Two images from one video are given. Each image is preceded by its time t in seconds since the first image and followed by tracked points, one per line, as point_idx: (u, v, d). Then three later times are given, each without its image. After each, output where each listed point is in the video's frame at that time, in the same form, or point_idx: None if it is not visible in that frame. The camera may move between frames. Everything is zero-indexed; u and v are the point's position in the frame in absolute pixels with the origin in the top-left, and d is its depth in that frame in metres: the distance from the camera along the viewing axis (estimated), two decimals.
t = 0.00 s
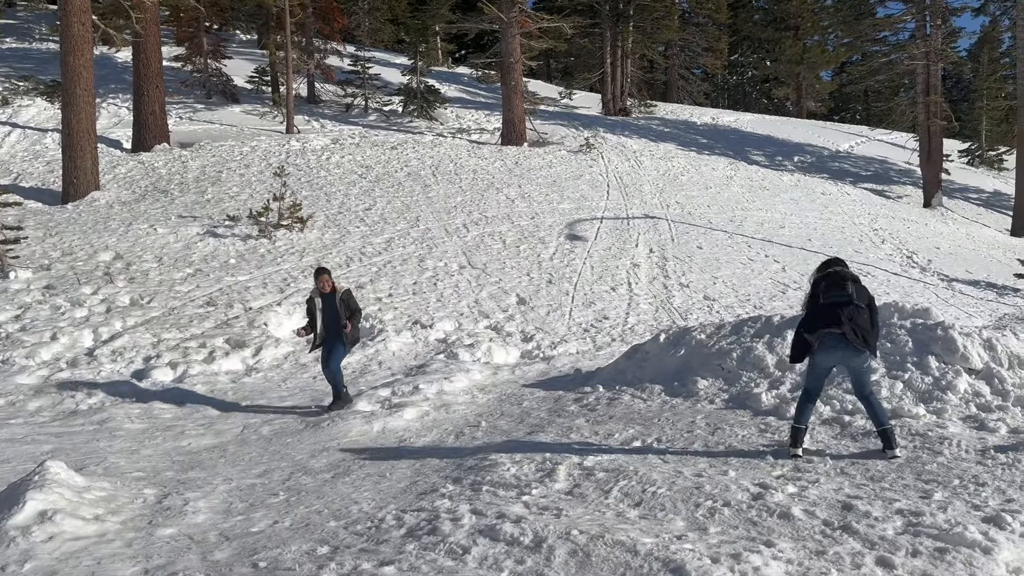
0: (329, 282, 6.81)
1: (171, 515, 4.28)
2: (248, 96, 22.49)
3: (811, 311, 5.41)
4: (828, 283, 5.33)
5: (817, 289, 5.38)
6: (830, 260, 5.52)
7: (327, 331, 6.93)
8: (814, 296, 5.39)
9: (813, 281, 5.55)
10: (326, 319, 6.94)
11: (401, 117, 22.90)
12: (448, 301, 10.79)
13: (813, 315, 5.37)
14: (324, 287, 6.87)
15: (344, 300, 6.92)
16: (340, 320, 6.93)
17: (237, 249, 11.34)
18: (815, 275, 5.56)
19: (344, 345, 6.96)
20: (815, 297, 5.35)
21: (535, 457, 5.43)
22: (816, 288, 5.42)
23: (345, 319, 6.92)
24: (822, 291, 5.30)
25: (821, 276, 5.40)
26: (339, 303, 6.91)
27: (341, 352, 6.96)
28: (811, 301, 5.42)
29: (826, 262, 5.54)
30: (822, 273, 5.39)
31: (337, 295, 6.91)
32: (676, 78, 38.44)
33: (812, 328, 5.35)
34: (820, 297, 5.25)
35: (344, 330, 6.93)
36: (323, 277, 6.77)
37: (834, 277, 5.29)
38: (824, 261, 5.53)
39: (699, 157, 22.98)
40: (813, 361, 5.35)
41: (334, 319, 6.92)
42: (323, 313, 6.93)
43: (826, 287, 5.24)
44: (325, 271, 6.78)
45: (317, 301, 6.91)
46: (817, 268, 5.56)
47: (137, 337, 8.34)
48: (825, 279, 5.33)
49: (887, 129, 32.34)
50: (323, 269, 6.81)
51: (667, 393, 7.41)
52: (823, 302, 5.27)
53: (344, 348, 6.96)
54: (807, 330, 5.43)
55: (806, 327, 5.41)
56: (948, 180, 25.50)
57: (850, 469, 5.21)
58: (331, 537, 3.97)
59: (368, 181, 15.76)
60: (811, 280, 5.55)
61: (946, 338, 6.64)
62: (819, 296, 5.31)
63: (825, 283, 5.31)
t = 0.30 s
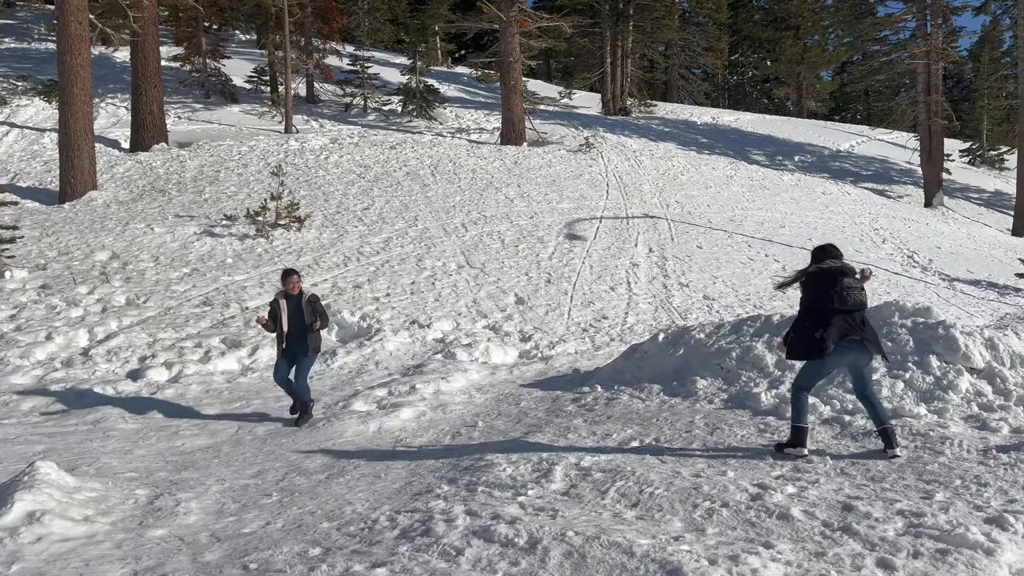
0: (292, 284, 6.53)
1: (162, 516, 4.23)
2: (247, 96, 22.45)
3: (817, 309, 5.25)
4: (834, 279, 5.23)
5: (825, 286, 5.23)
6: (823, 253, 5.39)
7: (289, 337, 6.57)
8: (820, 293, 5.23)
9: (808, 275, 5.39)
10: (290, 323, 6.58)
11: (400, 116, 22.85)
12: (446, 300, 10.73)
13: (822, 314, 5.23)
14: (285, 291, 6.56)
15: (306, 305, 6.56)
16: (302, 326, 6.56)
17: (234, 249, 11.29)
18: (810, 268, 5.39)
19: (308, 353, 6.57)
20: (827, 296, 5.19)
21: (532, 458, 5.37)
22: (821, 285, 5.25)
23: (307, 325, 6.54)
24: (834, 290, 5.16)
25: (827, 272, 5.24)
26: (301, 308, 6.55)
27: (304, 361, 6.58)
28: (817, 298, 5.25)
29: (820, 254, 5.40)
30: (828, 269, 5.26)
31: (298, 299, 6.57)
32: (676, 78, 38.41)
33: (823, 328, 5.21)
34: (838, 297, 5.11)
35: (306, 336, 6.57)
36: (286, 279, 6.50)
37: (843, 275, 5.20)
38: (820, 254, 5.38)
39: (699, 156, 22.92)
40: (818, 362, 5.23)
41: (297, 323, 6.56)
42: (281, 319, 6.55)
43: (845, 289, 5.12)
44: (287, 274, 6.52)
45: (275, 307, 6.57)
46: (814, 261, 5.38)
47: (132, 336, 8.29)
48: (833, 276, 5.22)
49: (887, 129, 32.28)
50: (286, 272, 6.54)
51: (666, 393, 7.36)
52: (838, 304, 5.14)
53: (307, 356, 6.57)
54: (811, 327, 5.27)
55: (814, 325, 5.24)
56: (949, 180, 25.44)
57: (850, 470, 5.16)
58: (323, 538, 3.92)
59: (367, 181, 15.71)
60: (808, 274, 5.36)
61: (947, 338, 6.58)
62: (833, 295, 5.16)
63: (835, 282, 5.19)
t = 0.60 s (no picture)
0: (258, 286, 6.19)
1: (166, 517, 4.18)
2: (253, 96, 22.45)
3: (820, 311, 5.15)
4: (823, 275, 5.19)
5: (823, 285, 5.15)
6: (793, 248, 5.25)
7: (262, 339, 6.21)
8: (820, 293, 5.14)
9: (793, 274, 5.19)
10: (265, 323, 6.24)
11: (406, 116, 22.82)
12: (452, 301, 10.68)
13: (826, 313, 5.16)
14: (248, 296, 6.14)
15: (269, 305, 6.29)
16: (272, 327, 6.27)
17: (240, 249, 11.25)
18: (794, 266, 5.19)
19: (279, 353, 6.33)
20: (831, 297, 5.13)
21: (540, 459, 5.31)
22: (819, 284, 5.14)
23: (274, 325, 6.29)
24: (834, 289, 5.13)
25: (819, 270, 5.16)
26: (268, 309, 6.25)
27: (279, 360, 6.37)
28: (819, 298, 5.14)
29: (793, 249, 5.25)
30: (817, 266, 5.17)
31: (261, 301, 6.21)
32: (682, 78, 38.31)
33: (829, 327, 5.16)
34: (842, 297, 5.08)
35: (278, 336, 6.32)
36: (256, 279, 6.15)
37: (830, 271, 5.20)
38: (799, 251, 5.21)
39: (705, 157, 22.83)
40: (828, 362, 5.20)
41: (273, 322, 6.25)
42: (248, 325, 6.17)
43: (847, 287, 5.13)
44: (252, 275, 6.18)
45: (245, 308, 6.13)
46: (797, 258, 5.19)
47: (138, 336, 8.25)
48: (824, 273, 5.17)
49: (894, 129, 32.13)
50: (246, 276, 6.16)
51: (674, 394, 7.29)
52: (842, 303, 5.14)
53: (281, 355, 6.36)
54: (818, 328, 5.15)
55: (822, 326, 5.14)
56: (956, 181, 25.29)
57: (862, 473, 5.08)
58: (329, 541, 3.86)
59: (372, 181, 15.67)
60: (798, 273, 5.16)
61: (959, 339, 6.49)
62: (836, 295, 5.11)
63: (829, 279, 5.16)
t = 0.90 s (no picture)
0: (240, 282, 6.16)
1: (192, 517, 4.15)
2: (268, 96, 22.52)
3: (836, 308, 5.09)
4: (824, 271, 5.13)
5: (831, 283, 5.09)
6: (791, 252, 5.07)
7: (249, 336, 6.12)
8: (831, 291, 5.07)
9: (797, 279, 5.06)
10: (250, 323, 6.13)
11: (420, 116, 22.81)
12: (469, 300, 10.63)
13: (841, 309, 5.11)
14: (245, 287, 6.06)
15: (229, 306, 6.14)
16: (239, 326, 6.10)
17: (257, 248, 11.25)
18: (800, 272, 5.04)
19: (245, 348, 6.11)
20: (842, 292, 5.08)
21: (565, 461, 5.25)
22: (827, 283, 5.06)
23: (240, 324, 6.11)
24: (841, 282, 5.08)
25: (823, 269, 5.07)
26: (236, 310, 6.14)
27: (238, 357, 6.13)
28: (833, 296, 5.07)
29: (790, 254, 5.08)
30: (818, 266, 5.08)
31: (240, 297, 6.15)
32: (696, 78, 38.14)
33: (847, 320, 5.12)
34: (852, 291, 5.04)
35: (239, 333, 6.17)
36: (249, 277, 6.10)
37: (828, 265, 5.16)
38: (800, 255, 5.04)
39: (720, 156, 22.68)
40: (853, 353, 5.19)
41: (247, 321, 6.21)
42: (249, 313, 6.03)
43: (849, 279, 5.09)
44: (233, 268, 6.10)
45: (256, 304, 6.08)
46: (802, 264, 5.03)
47: (158, 335, 8.26)
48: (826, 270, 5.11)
49: (910, 129, 31.83)
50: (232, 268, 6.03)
51: (697, 395, 7.21)
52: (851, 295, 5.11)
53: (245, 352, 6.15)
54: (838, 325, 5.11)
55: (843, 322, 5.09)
56: (974, 181, 25.02)
57: (892, 476, 4.99)
58: (357, 542, 3.83)
59: (387, 180, 15.67)
60: (808, 278, 5.02)
61: (988, 341, 6.36)
62: (845, 288, 5.07)
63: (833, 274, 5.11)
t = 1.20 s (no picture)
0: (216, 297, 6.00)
1: (220, 516, 4.14)
2: (288, 97, 22.65)
3: (836, 304, 5.20)
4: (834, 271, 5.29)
5: (836, 281, 5.22)
6: (801, 248, 5.38)
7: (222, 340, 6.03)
8: (834, 287, 5.20)
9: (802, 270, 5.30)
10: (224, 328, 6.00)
11: (438, 117, 22.84)
12: (489, 301, 10.61)
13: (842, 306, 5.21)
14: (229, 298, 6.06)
15: (225, 318, 5.93)
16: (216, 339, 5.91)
17: (278, 248, 11.30)
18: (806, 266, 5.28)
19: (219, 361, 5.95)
20: (845, 289, 5.18)
21: (591, 463, 5.21)
22: (831, 279, 5.21)
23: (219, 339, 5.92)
24: (847, 280, 5.18)
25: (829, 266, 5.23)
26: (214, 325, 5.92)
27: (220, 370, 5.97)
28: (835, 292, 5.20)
29: (800, 249, 5.37)
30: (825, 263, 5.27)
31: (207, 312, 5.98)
32: (714, 78, 37.91)
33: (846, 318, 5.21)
34: (857, 289, 5.11)
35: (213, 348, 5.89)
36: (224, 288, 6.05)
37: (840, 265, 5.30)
38: (807, 251, 5.32)
39: (740, 157, 22.50)
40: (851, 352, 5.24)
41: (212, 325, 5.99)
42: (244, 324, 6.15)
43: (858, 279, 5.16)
44: (219, 283, 5.97)
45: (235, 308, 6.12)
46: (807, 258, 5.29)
47: (181, 334, 8.31)
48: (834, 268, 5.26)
49: (931, 130, 31.45)
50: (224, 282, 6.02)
51: (721, 398, 7.13)
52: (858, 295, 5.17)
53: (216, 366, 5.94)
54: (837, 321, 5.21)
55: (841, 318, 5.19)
56: (997, 183, 24.65)
57: (925, 481, 4.89)
58: (385, 542, 3.81)
59: (406, 181, 15.68)
60: (811, 271, 5.24)
61: (1020, 344, 6.22)
62: (850, 286, 5.16)
63: (841, 273, 5.22)
